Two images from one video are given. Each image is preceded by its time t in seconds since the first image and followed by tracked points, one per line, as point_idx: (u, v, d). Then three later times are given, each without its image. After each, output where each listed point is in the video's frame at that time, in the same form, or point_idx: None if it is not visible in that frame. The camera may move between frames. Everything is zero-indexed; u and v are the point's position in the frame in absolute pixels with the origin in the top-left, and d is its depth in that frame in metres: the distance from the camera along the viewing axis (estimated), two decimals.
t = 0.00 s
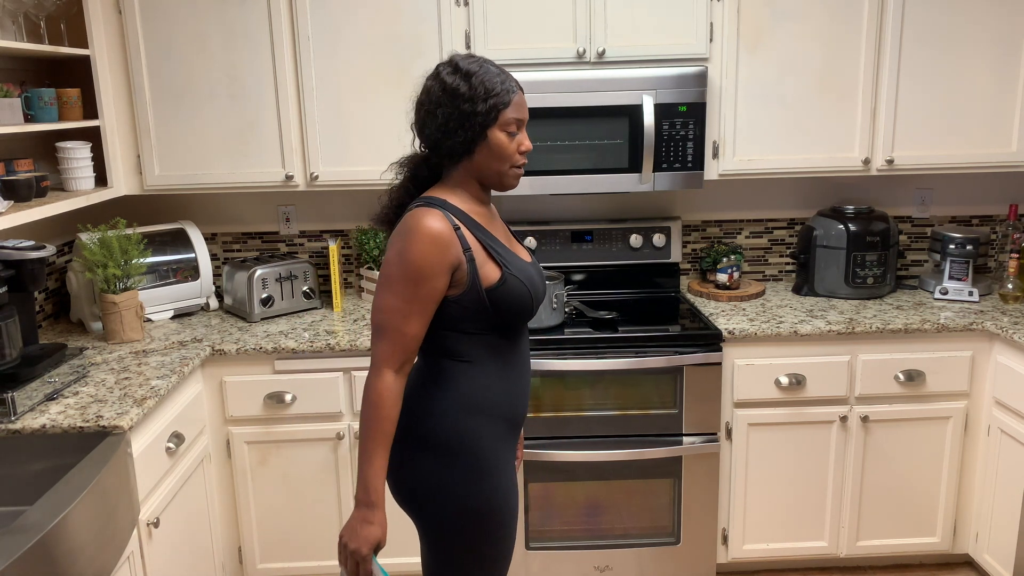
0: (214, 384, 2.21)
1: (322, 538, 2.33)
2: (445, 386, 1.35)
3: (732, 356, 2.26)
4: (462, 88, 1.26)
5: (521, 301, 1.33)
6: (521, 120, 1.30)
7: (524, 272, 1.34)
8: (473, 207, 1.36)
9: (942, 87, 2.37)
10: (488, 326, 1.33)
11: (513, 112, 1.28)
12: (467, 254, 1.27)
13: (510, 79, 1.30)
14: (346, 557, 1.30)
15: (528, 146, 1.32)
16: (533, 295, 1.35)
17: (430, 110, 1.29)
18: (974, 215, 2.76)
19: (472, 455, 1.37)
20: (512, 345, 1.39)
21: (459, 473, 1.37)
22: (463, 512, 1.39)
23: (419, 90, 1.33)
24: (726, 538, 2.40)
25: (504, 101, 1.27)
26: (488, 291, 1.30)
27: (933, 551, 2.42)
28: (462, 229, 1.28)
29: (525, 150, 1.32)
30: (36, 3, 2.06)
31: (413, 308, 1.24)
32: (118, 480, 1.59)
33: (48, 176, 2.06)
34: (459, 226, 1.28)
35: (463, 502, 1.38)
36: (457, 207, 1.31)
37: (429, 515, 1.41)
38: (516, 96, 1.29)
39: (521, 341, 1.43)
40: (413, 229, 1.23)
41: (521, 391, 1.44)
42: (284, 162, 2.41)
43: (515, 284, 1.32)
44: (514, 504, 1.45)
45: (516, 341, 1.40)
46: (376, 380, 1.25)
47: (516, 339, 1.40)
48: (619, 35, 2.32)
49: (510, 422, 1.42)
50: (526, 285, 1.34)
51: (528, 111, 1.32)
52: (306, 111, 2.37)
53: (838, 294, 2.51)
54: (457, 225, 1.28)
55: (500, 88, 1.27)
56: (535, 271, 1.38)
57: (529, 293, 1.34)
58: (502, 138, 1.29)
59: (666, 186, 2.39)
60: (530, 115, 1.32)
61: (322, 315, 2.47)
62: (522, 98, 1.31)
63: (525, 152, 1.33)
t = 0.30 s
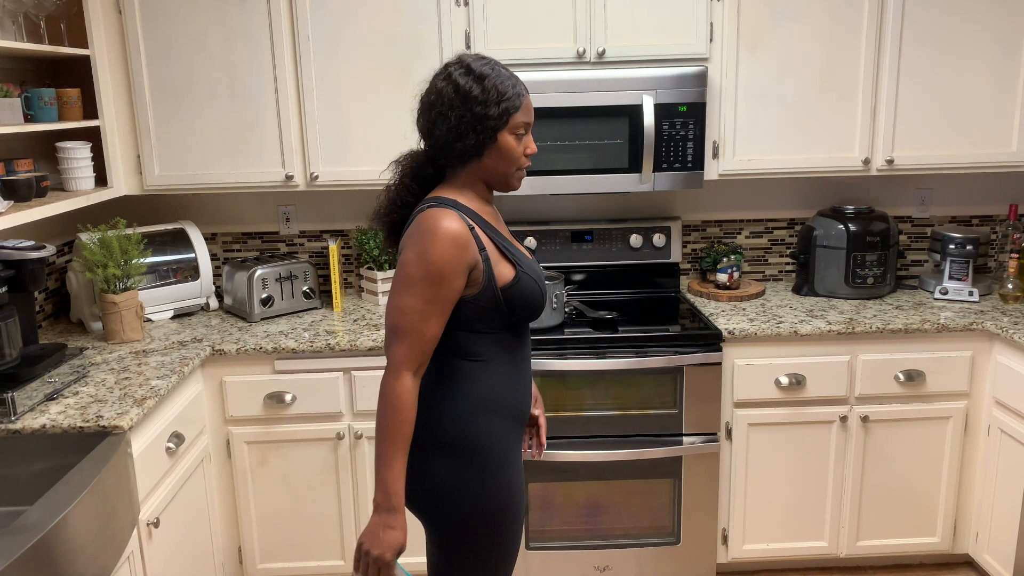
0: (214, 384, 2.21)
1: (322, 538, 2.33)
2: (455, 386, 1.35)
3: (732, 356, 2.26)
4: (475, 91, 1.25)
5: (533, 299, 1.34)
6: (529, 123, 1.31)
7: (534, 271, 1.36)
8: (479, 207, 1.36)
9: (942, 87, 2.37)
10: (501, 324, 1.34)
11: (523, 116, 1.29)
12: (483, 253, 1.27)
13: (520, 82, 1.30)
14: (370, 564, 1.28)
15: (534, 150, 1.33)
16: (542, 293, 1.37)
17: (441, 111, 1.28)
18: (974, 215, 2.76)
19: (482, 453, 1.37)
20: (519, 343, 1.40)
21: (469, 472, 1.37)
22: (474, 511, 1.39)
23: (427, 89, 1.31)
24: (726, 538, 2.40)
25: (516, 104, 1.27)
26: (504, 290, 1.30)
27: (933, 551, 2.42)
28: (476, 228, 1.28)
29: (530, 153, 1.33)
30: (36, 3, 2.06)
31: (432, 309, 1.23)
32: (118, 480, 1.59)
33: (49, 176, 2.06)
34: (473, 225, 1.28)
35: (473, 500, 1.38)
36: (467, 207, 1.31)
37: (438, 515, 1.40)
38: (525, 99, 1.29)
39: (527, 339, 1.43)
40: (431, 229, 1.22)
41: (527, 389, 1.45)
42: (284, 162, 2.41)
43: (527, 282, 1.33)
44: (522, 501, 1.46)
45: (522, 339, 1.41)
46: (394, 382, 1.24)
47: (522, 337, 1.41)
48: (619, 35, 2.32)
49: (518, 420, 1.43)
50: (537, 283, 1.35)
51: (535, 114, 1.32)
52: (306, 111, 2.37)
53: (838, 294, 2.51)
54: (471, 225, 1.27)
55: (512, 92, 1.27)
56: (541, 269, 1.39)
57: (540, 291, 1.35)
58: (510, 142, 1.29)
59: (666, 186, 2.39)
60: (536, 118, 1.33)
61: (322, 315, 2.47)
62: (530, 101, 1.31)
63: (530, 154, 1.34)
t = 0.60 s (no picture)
0: (214, 384, 2.21)
1: (322, 538, 2.33)
2: (458, 384, 1.34)
3: (732, 356, 2.26)
4: (489, 101, 1.24)
5: (533, 298, 1.34)
6: (535, 140, 1.30)
7: (534, 270, 1.36)
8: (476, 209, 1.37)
9: (942, 87, 2.37)
10: (502, 323, 1.34)
11: (531, 133, 1.28)
12: (483, 253, 1.27)
13: (535, 97, 1.29)
14: (370, 562, 1.28)
15: (536, 165, 1.34)
16: (542, 291, 1.37)
17: (452, 114, 1.27)
18: (974, 215, 2.76)
19: (485, 451, 1.37)
20: (519, 341, 1.40)
21: (472, 470, 1.37)
22: (478, 509, 1.39)
23: (443, 87, 1.29)
24: (726, 538, 2.40)
25: (525, 122, 1.26)
26: (504, 290, 1.31)
27: (933, 551, 2.43)
28: (476, 228, 1.28)
29: (532, 168, 1.33)
30: (36, 3, 2.06)
31: (431, 307, 1.23)
32: (118, 480, 1.59)
33: (49, 176, 2.06)
34: (473, 225, 1.28)
35: (477, 500, 1.38)
36: (467, 207, 1.31)
37: (443, 516, 1.40)
38: (537, 117, 1.28)
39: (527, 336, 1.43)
40: (431, 228, 1.22)
41: (528, 387, 1.45)
42: (284, 162, 2.41)
43: (527, 281, 1.33)
44: (527, 500, 1.46)
45: (523, 336, 1.41)
46: (392, 380, 1.24)
47: (522, 334, 1.41)
48: (619, 35, 2.32)
49: (520, 417, 1.43)
50: (536, 281, 1.35)
51: (543, 130, 1.32)
52: (306, 112, 2.37)
53: (838, 294, 2.51)
54: (471, 224, 1.27)
55: (525, 108, 1.26)
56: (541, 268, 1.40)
57: (540, 289, 1.36)
58: (514, 156, 1.29)
59: (666, 186, 2.39)
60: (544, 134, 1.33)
61: (322, 315, 2.47)
62: (541, 118, 1.31)
63: (532, 169, 1.34)
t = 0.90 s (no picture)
0: (214, 384, 2.21)
1: (322, 538, 2.34)
2: (455, 384, 1.35)
3: (732, 356, 2.26)
4: (484, 106, 1.23)
5: (527, 298, 1.34)
6: (529, 154, 1.28)
7: (528, 271, 1.36)
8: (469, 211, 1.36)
9: (942, 87, 2.37)
10: (495, 322, 1.33)
11: (524, 145, 1.26)
12: (474, 253, 1.26)
13: (537, 110, 1.26)
14: (340, 554, 1.26)
15: (529, 180, 1.32)
16: (538, 291, 1.37)
17: (450, 113, 1.27)
18: (974, 215, 2.76)
19: (483, 451, 1.37)
20: (516, 340, 1.40)
21: (471, 470, 1.37)
22: (478, 510, 1.39)
23: (448, 86, 1.30)
24: (726, 538, 2.40)
25: (518, 134, 1.24)
26: (495, 290, 1.30)
27: (933, 551, 2.43)
28: (469, 228, 1.28)
29: (525, 181, 1.32)
30: (36, 3, 2.06)
31: (419, 306, 1.22)
32: (118, 480, 1.60)
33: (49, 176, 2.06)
34: (466, 225, 1.27)
35: (477, 500, 1.38)
36: (461, 206, 1.31)
37: (444, 517, 1.40)
38: (534, 131, 1.26)
39: (524, 336, 1.43)
40: (422, 227, 1.22)
41: (525, 387, 1.45)
42: (284, 162, 2.41)
43: (521, 281, 1.33)
44: (529, 500, 1.46)
45: (520, 336, 1.41)
46: (376, 376, 1.22)
47: (520, 334, 1.41)
48: (619, 35, 2.32)
49: (519, 417, 1.43)
50: (531, 282, 1.35)
51: (542, 145, 1.30)
52: (306, 111, 2.37)
53: (838, 294, 2.51)
54: (464, 225, 1.27)
55: (520, 119, 1.24)
56: (537, 269, 1.40)
57: (534, 290, 1.35)
58: (504, 165, 1.28)
59: (666, 186, 2.39)
60: (542, 151, 1.30)
61: (322, 315, 2.47)
62: (540, 133, 1.28)
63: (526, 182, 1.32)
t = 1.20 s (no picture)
0: (214, 384, 2.21)
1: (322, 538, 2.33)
2: (452, 385, 1.35)
3: (732, 356, 2.26)
4: (469, 106, 1.23)
5: (523, 299, 1.34)
6: (518, 154, 1.27)
7: (524, 273, 1.36)
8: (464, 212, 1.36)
9: (942, 87, 2.37)
10: (490, 323, 1.33)
11: (511, 145, 1.25)
12: (468, 254, 1.26)
13: (524, 110, 1.24)
14: (331, 552, 1.25)
15: (520, 180, 1.30)
16: (534, 293, 1.37)
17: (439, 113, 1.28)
18: (974, 215, 2.76)
19: (480, 451, 1.37)
20: (512, 342, 1.40)
21: (469, 470, 1.37)
22: (475, 511, 1.39)
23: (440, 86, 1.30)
24: (726, 538, 2.39)
25: (503, 133, 1.23)
26: (489, 291, 1.30)
27: (933, 551, 2.42)
28: (463, 229, 1.28)
29: (516, 182, 1.30)
30: (36, 3, 2.06)
31: (412, 306, 1.22)
32: (119, 480, 1.59)
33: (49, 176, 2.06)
34: (460, 226, 1.27)
35: (475, 500, 1.38)
36: (455, 206, 1.31)
37: (442, 518, 1.40)
38: (520, 131, 1.24)
39: (520, 337, 1.43)
40: (414, 226, 1.22)
41: (522, 388, 1.45)
42: (284, 162, 2.41)
43: (516, 282, 1.33)
44: (526, 500, 1.46)
45: (516, 337, 1.41)
46: (369, 375, 1.22)
47: (516, 335, 1.41)
48: (619, 35, 2.32)
49: (515, 418, 1.43)
50: (528, 283, 1.35)
51: (532, 146, 1.28)
52: (306, 111, 2.37)
53: (838, 294, 2.51)
54: (458, 225, 1.27)
55: (505, 119, 1.22)
56: (535, 272, 1.40)
57: (529, 291, 1.35)
58: (493, 166, 1.27)
59: (666, 186, 2.39)
60: (532, 151, 1.28)
61: (322, 315, 2.47)
62: (529, 133, 1.26)
63: (517, 184, 1.31)
